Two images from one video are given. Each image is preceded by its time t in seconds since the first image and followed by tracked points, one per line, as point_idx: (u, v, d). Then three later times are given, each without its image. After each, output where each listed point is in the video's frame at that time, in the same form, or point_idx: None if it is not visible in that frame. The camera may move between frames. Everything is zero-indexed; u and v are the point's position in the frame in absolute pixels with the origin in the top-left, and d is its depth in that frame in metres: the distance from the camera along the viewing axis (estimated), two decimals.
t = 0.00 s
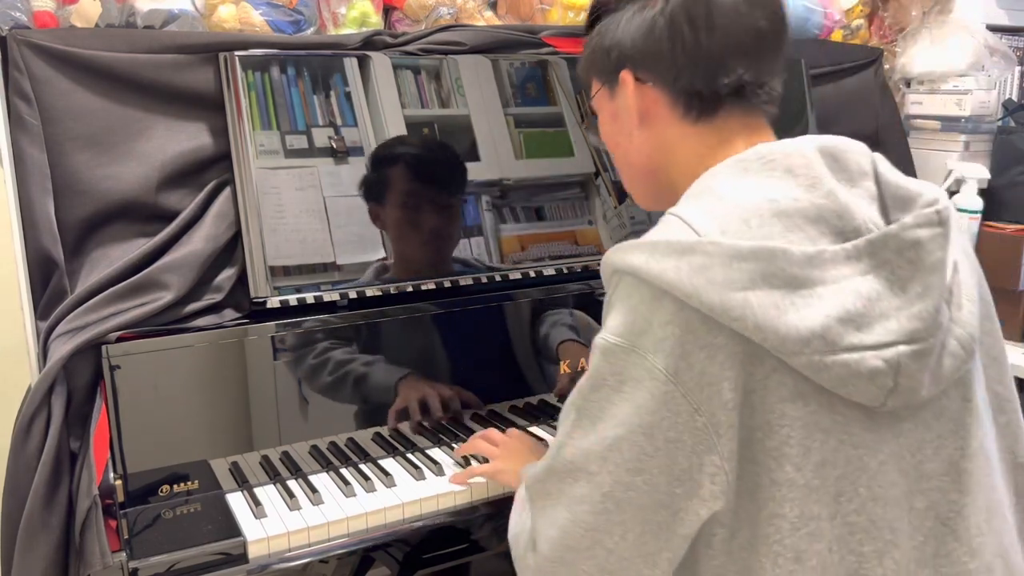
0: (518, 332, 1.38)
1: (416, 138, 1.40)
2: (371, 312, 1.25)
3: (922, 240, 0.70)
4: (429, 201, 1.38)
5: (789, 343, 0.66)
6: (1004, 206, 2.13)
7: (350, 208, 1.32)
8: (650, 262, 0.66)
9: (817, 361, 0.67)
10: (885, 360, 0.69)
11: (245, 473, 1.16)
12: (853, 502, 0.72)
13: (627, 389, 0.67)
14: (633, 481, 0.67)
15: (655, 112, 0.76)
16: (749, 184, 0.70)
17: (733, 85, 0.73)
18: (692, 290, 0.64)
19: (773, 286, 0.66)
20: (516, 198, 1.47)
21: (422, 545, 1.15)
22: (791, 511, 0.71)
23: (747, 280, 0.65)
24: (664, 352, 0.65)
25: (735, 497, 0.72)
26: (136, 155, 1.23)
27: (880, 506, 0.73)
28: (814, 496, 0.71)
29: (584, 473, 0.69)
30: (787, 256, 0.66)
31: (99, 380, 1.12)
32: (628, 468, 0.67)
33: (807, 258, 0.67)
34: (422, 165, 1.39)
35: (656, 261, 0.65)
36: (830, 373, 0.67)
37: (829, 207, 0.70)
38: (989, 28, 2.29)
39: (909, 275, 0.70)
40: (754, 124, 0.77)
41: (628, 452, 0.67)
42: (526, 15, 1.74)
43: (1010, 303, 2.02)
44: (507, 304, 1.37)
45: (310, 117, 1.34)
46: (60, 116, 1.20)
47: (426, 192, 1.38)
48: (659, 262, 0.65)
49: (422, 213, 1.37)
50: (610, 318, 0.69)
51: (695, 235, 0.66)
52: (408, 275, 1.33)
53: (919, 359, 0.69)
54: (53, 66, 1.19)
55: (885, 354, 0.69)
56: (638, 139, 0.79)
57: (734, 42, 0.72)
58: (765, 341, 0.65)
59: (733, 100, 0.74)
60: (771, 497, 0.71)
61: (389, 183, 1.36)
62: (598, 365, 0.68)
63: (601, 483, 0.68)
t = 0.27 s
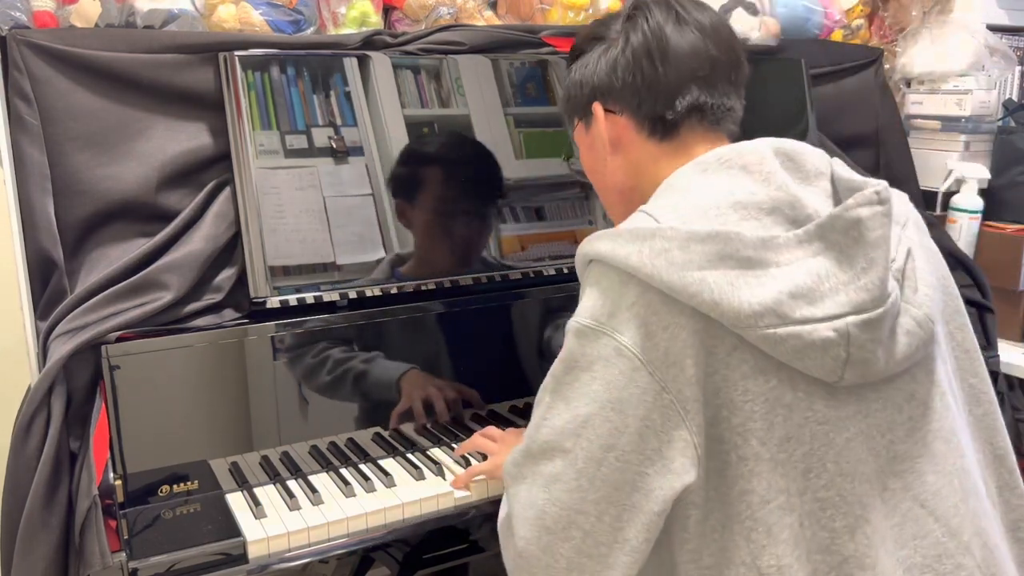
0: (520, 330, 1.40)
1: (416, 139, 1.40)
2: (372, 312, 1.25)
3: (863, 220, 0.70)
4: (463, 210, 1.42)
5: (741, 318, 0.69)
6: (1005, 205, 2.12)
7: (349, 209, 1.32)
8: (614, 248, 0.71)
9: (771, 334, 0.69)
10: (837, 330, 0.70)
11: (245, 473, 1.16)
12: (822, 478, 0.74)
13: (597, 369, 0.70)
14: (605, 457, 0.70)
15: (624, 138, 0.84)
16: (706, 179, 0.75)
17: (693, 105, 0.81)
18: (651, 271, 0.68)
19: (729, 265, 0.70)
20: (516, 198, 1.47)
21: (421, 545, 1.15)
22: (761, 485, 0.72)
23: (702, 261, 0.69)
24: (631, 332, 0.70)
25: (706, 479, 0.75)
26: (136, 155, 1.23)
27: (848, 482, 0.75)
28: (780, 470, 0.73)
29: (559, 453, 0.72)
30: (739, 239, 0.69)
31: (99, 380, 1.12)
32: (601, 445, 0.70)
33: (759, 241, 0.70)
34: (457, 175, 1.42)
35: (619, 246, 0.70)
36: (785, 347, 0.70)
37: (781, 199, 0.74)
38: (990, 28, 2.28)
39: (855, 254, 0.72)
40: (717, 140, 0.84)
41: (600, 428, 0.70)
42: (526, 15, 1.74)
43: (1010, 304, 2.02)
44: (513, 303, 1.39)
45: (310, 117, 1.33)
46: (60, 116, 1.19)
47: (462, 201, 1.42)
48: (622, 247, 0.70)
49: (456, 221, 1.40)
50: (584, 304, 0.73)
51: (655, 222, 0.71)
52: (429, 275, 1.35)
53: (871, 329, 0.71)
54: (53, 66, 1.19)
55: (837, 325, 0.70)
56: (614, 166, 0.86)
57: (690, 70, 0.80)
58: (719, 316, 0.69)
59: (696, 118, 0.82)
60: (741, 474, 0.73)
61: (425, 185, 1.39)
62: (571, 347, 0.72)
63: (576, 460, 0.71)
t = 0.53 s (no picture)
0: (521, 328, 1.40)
1: (416, 139, 1.40)
2: (391, 311, 1.27)
3: (839, 207, 0.74)
4: (498, 218, 1.44)
5: (727, 301, 0.72)
6: (1005, 205, 2.12)
7: (350, 208, 1.32)
8: (605, 243, 0.76)
9: (756, 316, 0.73)
10: (820, 311, 0.74)
11: (245, 473, 1.16)
12: (811, 460, 0.78)
13: (597, 361, 0.75)
14: (612, 445, 0.74)
15: (612, 161, 0.88)
16: (692, 178, 0.80)
17: (674, 125, 0.85)
18: (639, 261, 0.73)
19: (716, 253, 0.74)
20: (517, 198, 1.47)
21: (421, 545, 1.15)
22: (755, 467, 0.76)
23: (688, 249, 0.74)
24: (626, 320, 0.75)
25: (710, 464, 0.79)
26: (136, 155, 1.23)
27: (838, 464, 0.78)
28: (774, 451, 0.77)
29: (570, 445, 0.76)
30: (722, 229, 0.74)
31: (99, 380, 1.12)
32: (607, 433, 0.74)
33: (742, 231, 0.75)
34: (494, 184, 1.45)
35: (610, 240, 0.76)
36: (771, 329, 0.73)
37: (765, 196, 0.78)
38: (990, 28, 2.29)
39: (835, 240, 0.75)
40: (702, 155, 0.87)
41: (604, 416, 0.74)
42: (526, 15, 1.75)
43: (1008, 304, 2.02)
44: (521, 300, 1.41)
45: (310, 117, 1.33)
46: (60, 116, 1.20)
47: (499, 208, 1.45)
48: (613, 241, 0.76)
49: (489, 229, 1.43)
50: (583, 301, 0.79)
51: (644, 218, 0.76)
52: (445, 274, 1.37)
53: (851, 309, 0.74)
54: (53, 66, 1.19)
55: (820, 306, 0.74)
56: (607, 189, 0.91)
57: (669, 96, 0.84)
58: (706, 300, 0.73)
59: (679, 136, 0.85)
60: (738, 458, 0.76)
61: (456, 188, 1.41)
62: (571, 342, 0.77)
63: (585, 449, 0.75)
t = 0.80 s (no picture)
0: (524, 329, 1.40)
1: (416, 139, 1.40)
2: (395, 310, 1.27)
3: (855, 198, 0.75)
4: (509, 219, 1.45)
5: (743, 289, 0.72)
6: (1005, 205, 2.13)
7: (350, 208, 1.32)
8: (621, 231, 0.75)
9: (772, 305, 0.72)
10: (835, 300, 0.73)
11: (245, 473, 1.16)
12: (821, 450, 0.78)
13: (614, 348, 0.74)
14: (628, 433, 0.73)
15: (627, 161, 0.87)
16: (708, 170, 0.79)
17: (692, 127, 0.84)
18: (656, 249, 0.73)
19: (734, 243, 0.74)
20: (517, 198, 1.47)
21: (421, 545, 1.15)
22: (767, 454, 0.75)
23: (705, 238, 0.73)
24: (642, 309, 0.74)
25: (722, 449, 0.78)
26: (137, 155, 1.23)
27: (846, 455, 0.79)
28: (785, 438, 0.76)
29: (584, 431, 0.75)
30: (739, 219, 0.74)
31: (99, 380, 1.12)
32: (622, 420, 0.73)
33: (757, 222, 0.75)
34: (506, 188, 1.45)
35: (626, 229, 0.75)
36: (786, 318, 0.73)
37: (780, 189, 0.78)
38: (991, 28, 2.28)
39: (850, 231, 0.76)
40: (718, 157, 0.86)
41: (622, 405, 0.73)
42: (526, 15, 1.75)
43: (1009, 303, 2.02)
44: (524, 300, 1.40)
45: (310, 117, 1.33)
46: (60, 116, 1.20)
47: (512, 211, 1.45)
48: (628, 229, 0.75)
49: (501, 228, 1.44)
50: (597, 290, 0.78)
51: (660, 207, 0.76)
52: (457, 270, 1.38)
53: (867, 299, 0.74)
54: (53, 66, 1.19)
55: (835, 296, 0.73)
56: (621, 187, 0.90)
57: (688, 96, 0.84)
58: (723, 289, 0.72)
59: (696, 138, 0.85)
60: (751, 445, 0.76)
61: (470, 188, 1.43)
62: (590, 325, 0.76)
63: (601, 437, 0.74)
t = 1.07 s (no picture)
0: (523, 328, 1.39)
1: (416, 139, 1.40)
2: (395, 310, 1.27)
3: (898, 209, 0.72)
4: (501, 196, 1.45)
5: (775, 297, 0.69)
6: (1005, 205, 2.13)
7: (350, 208, 1.32)
8: (651, 223, 0.71)
9: (804, 314, 0.69)
10: (868, 314, 0.71)
11: (245, 473, 1.16)
12: (840, 463, 0.76)
13: (631, 342, 0.71)
14: (636, 429, 0.71)
15: (691, 104, 0.79)
16: (749, 159, 0.74)
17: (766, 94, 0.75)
18: (687, 248, 0.69)
19: (768, 246, 0.70)
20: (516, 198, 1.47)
21: (421, 544, 1.16)
22: (781, 462, 0.73)
23: (739, 240, 0.69)
24: (663, 307, 0.71)
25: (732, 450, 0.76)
26: (137, 155, 1.23)
27: (864, 468, 0.77)
28: (802, 450, 0.74)
29: (592, 424, 0.73)
30: (777, 221, 0.70)
31: (99, 380, 1.12)
32: (632, 417, 0.71)
33: (796, 225, 0.71)
34: (492, 153, 1.46)
35: (657, 221, 0.71)
36: (815, 329, 0.70)
37: (822, 189, 0.73)
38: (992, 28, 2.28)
39: (888, 241, 0.74)
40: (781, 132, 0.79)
41: (634, 399, 0.71)
42: (526, 15, 1.75)
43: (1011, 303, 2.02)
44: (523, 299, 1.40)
45: (310, 117, 1.34)
46: (61, 116, 1.20)
47: (500, 176, 1.46)
48: (659, 223, 0.71)
49: (490, 194, 1.44)
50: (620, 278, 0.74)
51: (694, 201, 0.71)
52: (454, 250, 1.39)
53: (899, 315, 0.72)
54: (53, 66, 1.19)
55: (867, 309, 0.71)
56: (673, 129, 0.82)
57: (778, 52, 0.74)
58: (754, 295, 0.69)
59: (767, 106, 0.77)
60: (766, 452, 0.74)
61: (459, 165, 1.43)
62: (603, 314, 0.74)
63: (609, 430, 0.72)
